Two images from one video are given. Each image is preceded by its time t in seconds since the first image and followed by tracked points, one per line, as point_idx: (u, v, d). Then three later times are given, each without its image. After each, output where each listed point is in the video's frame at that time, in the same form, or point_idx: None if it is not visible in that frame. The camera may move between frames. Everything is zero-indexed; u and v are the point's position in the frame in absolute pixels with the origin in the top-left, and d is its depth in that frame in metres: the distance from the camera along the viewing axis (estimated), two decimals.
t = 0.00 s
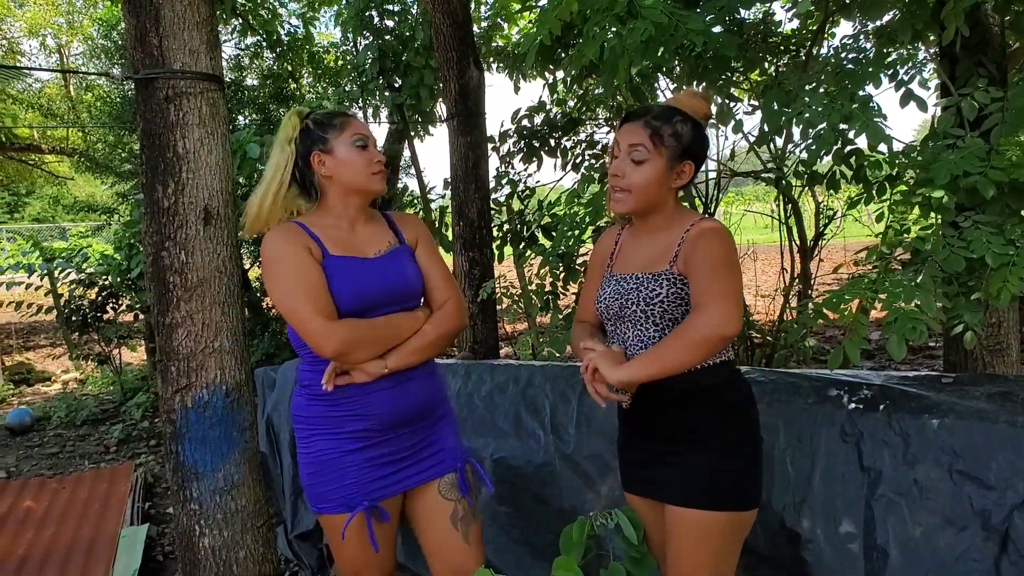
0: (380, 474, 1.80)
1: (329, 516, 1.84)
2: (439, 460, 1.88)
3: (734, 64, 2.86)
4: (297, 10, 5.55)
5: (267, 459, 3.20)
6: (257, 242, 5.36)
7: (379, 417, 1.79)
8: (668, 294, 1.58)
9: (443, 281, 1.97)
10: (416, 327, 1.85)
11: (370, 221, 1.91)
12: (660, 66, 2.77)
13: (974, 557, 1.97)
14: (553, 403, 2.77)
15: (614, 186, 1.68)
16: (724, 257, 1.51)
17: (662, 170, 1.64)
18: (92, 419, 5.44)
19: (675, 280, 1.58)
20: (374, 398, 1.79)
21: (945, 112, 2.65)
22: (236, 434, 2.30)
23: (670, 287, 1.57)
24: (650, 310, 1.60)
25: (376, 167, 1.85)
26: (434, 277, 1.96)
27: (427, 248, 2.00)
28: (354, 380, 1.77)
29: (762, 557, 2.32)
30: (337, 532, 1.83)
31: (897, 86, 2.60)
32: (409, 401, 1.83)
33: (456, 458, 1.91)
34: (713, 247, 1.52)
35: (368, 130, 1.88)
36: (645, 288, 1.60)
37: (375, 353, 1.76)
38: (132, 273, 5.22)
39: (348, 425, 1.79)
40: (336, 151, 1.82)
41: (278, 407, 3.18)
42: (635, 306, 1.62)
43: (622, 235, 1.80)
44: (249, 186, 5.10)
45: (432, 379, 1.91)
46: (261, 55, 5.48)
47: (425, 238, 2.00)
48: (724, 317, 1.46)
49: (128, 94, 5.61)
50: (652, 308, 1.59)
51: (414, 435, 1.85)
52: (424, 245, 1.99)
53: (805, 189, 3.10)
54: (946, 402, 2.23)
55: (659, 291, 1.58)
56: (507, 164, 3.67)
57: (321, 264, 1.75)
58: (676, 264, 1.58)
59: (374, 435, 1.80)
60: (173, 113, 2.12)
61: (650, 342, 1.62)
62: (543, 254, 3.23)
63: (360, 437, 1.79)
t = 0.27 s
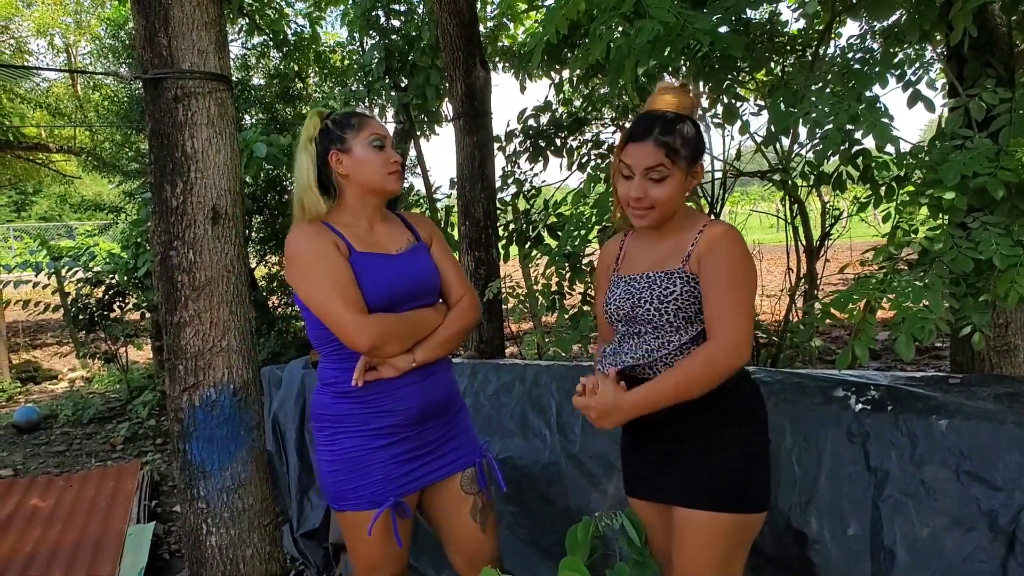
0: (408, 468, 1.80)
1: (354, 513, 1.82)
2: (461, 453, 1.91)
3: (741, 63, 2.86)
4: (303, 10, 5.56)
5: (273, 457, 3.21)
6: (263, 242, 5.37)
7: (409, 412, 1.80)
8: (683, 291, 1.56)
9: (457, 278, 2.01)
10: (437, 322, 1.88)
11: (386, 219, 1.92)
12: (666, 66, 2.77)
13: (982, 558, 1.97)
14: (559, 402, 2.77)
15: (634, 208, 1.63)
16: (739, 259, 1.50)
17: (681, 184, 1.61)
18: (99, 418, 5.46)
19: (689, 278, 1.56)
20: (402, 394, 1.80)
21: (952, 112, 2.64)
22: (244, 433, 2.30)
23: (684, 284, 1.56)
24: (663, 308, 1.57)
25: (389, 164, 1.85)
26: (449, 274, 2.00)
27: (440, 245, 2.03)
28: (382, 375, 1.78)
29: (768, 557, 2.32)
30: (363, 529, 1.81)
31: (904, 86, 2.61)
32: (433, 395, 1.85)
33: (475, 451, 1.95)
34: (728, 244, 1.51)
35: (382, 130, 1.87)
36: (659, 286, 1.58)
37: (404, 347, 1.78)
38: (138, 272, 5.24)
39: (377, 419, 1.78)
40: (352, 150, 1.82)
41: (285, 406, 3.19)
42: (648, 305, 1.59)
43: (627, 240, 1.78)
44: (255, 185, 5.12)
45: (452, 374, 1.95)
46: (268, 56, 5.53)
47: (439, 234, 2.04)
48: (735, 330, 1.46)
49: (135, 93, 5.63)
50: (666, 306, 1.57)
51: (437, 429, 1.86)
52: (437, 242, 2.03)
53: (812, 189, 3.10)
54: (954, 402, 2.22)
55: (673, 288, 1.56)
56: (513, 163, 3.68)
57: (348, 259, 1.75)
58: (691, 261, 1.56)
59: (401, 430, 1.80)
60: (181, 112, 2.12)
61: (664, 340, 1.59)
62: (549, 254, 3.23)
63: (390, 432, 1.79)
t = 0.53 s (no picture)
0: (432, 463, 1.80)
1: (375, 505, 1.81)
2: (484, 450, 1.90)
3: (743, 64, 2.86)
4: (305, 8, 5.56)
5: (274, 457, 3.21)
6: (264, 241, 5.37)
7: (435, 407, 1.80)
8: (687, 301, 1.54)
9: (488, 275, 1.99)
10: (464, 320, 1.87)
11: (415, 216, 1.94)
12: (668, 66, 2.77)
13: (982, 559, 1.97)
14: (561, 402, 2.77)
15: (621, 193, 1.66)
16: (737, 264, 1.50)
17: (667, 173, 1.63)
18: (99, 416, 5.46)
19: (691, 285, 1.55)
20: (426, 388, 1.79)
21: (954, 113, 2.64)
22: (245, 432, 2.30)
23: (688, 293, 1.54)
24: (668, 319, 1.56)
25: (402, 165, 1.86)
26: (480, 271, 1.99)
27: (471, 242, 2.02)
28: (405, 371, 1.77)
29: (769, 557, 2.32)
30: (379, 521, 1.80)
31: (906, 87, 2.60)
32: (459, 391, 1.84)
33: (498, 449, 1.94)
34: (727, 249, 1.51)
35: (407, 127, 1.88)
36: (663, 296, 1.56)
37: (427, 341, 1.77)
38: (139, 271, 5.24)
39: (403, 413, 1.78)
40: (371, 152, 1.86)
41: (286, 405, 3.18)
42: (653, 315, 1.58)
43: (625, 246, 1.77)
44: (256, 184, 5.12)
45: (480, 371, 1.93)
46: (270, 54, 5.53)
47: (470, 233, 2.03)
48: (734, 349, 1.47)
49: (136, 91, 5.63)
50: (672, 315, 1.55)
51: (461, 425, 1.85)
52: (469, 240, 2.02)
53: (814, 190, 3.10)
54: (955, 403, 2.22)
55: (677, 297, 1.55)
56: (515, 163, 3.68)
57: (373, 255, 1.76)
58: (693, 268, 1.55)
59: (425, 424, 1.79)
60: (184, 111, 2.12)
61: (670, 350, 1.58)
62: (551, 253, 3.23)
63: (415, 426, 1.79)
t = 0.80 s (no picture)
0: (443, 461, 1.79)
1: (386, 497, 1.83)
2: (500, 452, 1.88)
3: (743, 64, 2.87)
4: (306, 8, 5.56)
5: (274, 456, 3.22)
6: (264, 240, 5.38)
7: (446, 404, 1.79)
8: (682, 303, 1.53)
9: (519, 276, 1.94)
10: (481, 321, 1.85)
11: (449, 214, 1.94)
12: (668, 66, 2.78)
13: (981, 558, 1.97)
14: (561, 402, 2.78)
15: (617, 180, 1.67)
16: (746, 271, 1.45)
17: (657, 159, 1.61)
18: (99, 415, 5.46)
19: (690, 288, 1.53)
20: (438, 385, 1.79)
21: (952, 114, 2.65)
22: (246, 431, 2.30)
23: (684, 295, 1.53)
24: (662, 319, 1.56)
25: (423, 166, 1.86)
26: (510, 273, 1.94)
27: (505, 242, 1.97)
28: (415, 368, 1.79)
29: (768, 556, 2.33)
30: (388, 510, 1.80)
31: (904, 87, 2.61)
32: (474, 391, 1.83)
33: (516, 452, 1.91)
34: (731, 254, 1.46)
35: (430, 126, 1.89)
36: (659, 295, 1.56)
37: (434, 340, 1.77)
38: (140, 270, 5.24)
39: (415, 409, 1.79)
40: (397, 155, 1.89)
41: (286, 404, 3.19)
42: (647, 313, 1.58)
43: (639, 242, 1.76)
44: (256, 184, 5.12)
45: (502, 372, 1.90)
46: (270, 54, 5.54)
47: (507, 233, 1.99)
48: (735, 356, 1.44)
49: (136, 90, 5.63)
50: (665, 315, 1.56)
51: (476, 424, 1.84)
52: (504, 240, 1.97)
53: (813, 190, 3.11)
54: (953, 403, 2.23)
55: (673, 299, 1.54)
56: (516, 163, 3.68)
57: (394, 253, 1.81)
58: (692, 271, 1.53)
59: (437, 421, 1.79)
60: (184, 111, 2.12)
61: (659, 350, 1.59)
62: (551, 253, 3.24)
63: (427, 423, 1.79)
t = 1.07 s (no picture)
0: (440, 458, 1.82)
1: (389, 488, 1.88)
2: (501, 454, 1.88)
3: (744, 63, 2.87)
4: (307, 7, 5.56)
5: (275, 455, 3.22)
6: (265, 239, 5.38)
7: (445, 401, 1.83)
8: (667, 301, 1.53)
9: (532, 279, 1.91)
10: (482, 324, 1.84)
11: (467, 214, 1.93)
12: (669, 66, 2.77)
13: (981, 558, 1.97)
14: (561, 401, 2.78)
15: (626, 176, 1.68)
16: (722, 279, 1.41)
17: (666, 154, 1.60)
18: (100, 415, 5.46)
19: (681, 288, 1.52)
20: (437, 383, 1.84)
21: (953, 113, 2.65)
22: (247, 430, 2.30)
23: (669, 294, 1.53)
24: (647, 315, 1.57)
25: (432, 169, 1.88)
26: (523, 276, 1.90)
27: (522, 244, 1.92)
28: (415, 365, 1.85)
29: (769, 556, 2.33)
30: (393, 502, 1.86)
31: (905, 87, 2.60)
32: (472, 391, 1.84)
33: (520, 455, 1.90)
34: (724, 261, 1.42)
35: (438, 128, 1.89)
36: (647, 291, 1.56)
37: (427, 339, 1.81)
38: (141, 269, 5.23)
39: (416, 404, 1.85)
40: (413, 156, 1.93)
41: (287, 403, 3.19)
42: (635, 308, 1.59)
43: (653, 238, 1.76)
44: (257, 183, 5.12)
45: (508, 374, 1.90)
46: (271, 53, 5.53)
47: (527, 235, 1.94)
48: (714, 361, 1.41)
49: (137, 89, 5.62)
50: (650, 311, 1.56)
51: (476, 424, 1.85)
52: (522, 242, 1.93)
53: (814, 189, 3.11)
54: (954, 403, 2.23)
55: (658, 296, 1.54)
56: (516, 162, 3.68)
57: (404, 252, 1.84)
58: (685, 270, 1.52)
59: (435, 418, 1.83)
60: (186, 110, 2.12)
61: (642, 345, 1.60)
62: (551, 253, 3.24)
63: (425, 419, 1.84)
